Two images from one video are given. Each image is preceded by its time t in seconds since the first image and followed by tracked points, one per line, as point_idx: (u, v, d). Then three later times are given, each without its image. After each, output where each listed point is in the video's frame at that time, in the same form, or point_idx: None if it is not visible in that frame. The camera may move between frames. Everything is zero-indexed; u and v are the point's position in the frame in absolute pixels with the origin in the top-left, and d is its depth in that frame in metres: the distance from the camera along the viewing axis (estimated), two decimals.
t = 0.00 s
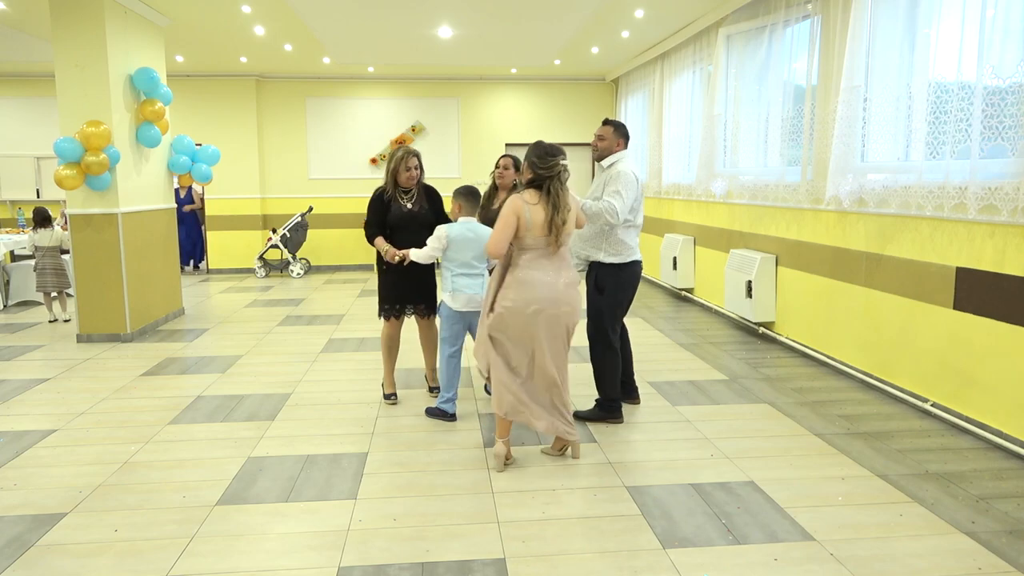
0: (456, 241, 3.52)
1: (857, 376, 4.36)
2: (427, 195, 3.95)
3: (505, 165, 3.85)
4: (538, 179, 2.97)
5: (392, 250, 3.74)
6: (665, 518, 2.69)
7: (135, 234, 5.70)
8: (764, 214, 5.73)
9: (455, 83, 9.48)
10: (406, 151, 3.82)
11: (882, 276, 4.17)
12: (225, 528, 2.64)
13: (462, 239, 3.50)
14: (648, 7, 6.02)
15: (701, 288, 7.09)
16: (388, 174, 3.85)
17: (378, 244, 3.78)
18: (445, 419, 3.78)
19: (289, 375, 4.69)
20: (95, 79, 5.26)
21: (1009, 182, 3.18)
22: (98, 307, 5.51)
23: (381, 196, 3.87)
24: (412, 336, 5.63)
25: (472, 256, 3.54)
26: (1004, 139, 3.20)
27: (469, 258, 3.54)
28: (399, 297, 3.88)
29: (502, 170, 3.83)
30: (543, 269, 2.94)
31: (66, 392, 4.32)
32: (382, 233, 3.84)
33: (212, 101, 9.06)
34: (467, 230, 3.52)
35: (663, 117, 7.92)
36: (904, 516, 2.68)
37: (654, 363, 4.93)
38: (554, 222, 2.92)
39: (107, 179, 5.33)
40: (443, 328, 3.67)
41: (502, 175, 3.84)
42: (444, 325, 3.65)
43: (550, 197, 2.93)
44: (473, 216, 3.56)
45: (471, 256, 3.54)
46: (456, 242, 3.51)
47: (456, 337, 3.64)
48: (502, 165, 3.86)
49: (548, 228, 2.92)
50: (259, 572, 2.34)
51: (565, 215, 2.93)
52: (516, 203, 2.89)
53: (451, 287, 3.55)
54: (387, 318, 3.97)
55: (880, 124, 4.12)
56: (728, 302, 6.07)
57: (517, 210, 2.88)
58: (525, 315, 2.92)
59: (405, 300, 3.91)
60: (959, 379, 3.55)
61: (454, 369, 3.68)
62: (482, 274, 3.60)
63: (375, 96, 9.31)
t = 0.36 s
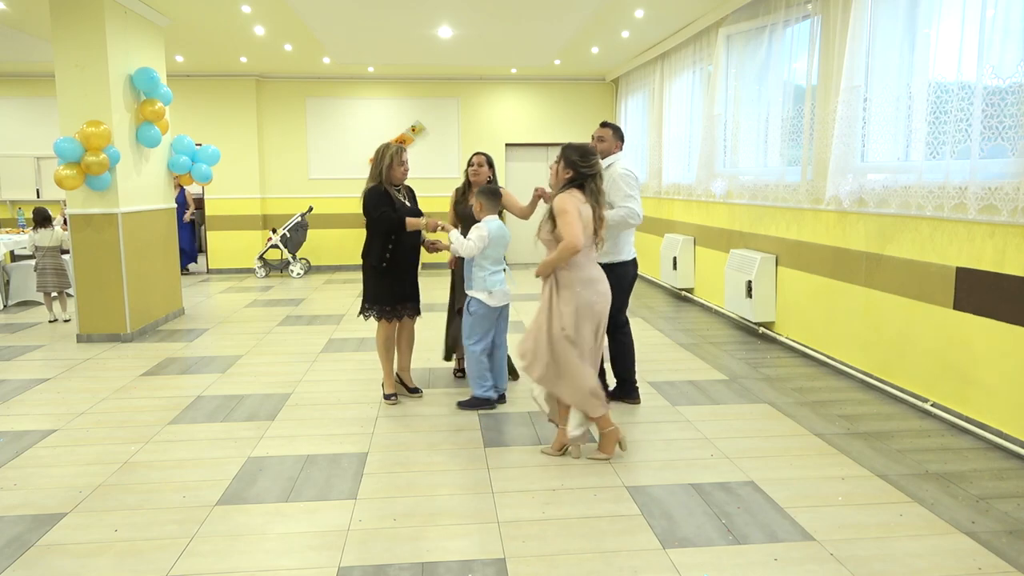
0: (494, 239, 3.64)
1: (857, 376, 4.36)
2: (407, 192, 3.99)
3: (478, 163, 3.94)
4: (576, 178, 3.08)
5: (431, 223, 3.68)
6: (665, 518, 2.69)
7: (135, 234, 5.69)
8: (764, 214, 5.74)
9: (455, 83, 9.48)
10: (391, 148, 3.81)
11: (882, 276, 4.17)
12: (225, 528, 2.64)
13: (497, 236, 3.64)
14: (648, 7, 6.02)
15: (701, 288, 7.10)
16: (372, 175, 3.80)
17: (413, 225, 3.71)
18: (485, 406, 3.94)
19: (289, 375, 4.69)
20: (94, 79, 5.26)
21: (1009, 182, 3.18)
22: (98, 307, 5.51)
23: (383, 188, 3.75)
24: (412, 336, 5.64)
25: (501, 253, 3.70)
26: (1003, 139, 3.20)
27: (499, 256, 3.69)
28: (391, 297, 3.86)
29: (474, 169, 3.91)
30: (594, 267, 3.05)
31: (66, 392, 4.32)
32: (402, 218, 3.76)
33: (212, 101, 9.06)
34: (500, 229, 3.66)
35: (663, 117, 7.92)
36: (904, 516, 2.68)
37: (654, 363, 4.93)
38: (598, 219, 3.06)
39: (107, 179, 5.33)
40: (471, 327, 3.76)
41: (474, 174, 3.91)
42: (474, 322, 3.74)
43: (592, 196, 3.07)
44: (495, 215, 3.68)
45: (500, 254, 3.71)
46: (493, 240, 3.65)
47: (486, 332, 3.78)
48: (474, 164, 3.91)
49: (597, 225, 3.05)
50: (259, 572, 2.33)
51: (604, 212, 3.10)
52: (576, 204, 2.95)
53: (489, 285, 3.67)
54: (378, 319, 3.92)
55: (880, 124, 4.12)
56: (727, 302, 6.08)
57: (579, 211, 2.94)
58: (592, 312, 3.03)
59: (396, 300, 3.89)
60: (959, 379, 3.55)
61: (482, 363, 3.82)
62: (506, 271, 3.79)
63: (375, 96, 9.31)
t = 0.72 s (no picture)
0: (495, 238, 3.67)
1: (856, 376, 4.37)
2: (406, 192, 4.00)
3: (460, 164, 4.02)
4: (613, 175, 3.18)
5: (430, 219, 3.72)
6: (665, 518, 2.69)
7: (135, 234, 5.69)
8: (764, 214, 5.73)
9: (455, 83, 9.48)
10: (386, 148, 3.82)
11: (882, 276, 4.17)
12: (225, 528, 2.64)
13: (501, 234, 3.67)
14: (648, 7, 6.02)
15: (701, 288, 7.10)
16: (371, 175, 3.81)
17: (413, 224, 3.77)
18: (485, 405, 3.94)
19: (289, 375, 4.69)
20: (94, 79, 5.25)
21: (1009, 182, 3.18)
22: (99, 307, 5.51)
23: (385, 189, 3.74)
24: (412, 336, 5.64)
25: (501, 251, 3.73)
26: (1003, 139, 3.20)
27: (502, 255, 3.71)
28: (396, 298, 3.87)
29: (457, 168, 3.99)
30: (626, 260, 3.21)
31: (66, 392, 4.31)
32: (404, 221, 3.77)
33: (212, 101, 9.06)
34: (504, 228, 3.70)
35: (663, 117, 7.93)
36: (905, 516, 2.68)
37: (654, 363, 4.92)
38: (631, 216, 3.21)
39: (107, 179, 5.33)
40: (471, 325, 3.73)
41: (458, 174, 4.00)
42: (477, 321, 3.71)
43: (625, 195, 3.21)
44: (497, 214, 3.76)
45: (501, 253, 3.72)
46: (494, 238, 3.67)
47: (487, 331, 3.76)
48: (456, 164, 4.00)
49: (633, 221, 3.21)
50: (259, 572, 2.33)
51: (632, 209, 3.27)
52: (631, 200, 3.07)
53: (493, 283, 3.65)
54: (379, 320, 3.91)
55: (880, 124, 4.12)
56: (727, 302, 6.08)
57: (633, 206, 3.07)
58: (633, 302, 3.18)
59: (402, 300, 3.90)
60: (959, 379, 3.55)
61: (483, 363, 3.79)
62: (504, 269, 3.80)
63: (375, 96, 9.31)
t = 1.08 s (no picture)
0: (471, 239, 3.61)
1: (856, 376, 4.37)
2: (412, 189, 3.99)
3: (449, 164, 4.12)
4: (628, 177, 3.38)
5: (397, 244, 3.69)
6: (665, 518, 2.69)
7: (135, 233, 5.69)
8: (764, 214, 5.74)
9: (455, 83, 9.48)
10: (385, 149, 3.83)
11: (882, 276, 4.18)
12: (225, 528, 2.64)
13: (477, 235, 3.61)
14: (648, 7, 6.02)
15: (701, 288, 7.10)
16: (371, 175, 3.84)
17: (383, 243, 3.74)
18: (462, 415, 3.80)
19: (289, 375, 4.69)
20: (94, 80, 5.26)
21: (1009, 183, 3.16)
22: (98, 307, 5.50)
23: (376, 194, 3.76)
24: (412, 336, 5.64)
25: (484, 253, 3.64)
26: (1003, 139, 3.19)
27: (481, 255, 3.63)
28: (398, 295, 3.86)
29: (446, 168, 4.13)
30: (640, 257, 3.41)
31: (66, 392, 4.31)
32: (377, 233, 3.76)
33: (212, 101, 9.06)
34: (481, 229, 3.63)
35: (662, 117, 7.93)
36: (905, 516, 2.68)
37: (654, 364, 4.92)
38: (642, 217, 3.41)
39: (107, 179, 5.33)
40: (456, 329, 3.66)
41: (449, 174, 4.09)
42: (461, 324, 3.63)
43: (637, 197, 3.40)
44: (479, 215, 3.68)
45: (482, 253, 3.64)
46: (471, 239, 3.61)
47: (474, 335, 3.65)
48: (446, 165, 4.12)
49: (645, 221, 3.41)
50: (258, 572, 2.33)
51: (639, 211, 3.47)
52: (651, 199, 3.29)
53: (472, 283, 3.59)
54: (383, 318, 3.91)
55: (880, 124, 4.12)
56: (727, 302, 6.09)
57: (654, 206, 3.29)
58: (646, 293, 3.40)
59: (404, 297, 3.89)
60: (959, 379, 3.55)
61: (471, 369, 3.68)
62: (491, 272, 3.69)
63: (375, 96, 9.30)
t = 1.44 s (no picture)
0: (461, 241, 3.61)
1: (856, 376, 4.37)
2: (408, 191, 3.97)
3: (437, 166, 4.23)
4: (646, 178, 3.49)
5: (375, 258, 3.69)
6: (665, 518, 2.69)
7: (136, 233, 5.70)
8: (765, 214, 5.73)
9: (455, 83, 9.48)
10: (383, 149, 3.80)
11: (882, 276, 4.17)
12: (225, 529, 2.64)
13: (467, 237, 3.62)
14: (648, 7, 6.02)
15: (702, 288, 7.09)
16: (367, 175, 3.82)
17: (363, 250, 3.72)
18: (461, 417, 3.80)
19: (289, 375, 4.69)
20: (94, 80, 5.26)
21: (1009, 182, 3.18)
22: (99, 307, 5.51)
23: (367, 194, 3.77)
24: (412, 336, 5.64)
25: (474, 254, 3.64)
26: (1004, 139, 3.20)
27: (471, 257, 3.63)
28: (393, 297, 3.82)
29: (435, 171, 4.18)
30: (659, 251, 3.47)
31: (67, 392, 4.32)
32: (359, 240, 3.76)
33: (213, 101, 9.06)
34: (471, 230, 3.63)
35: (663, 117, 7.93)
36: (905, 516, 2.68)
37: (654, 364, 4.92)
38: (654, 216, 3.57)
39: (108, 179, 5.33)
40: (448, 332, 3.63)
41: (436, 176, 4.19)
42: (454, 326, 3.61)
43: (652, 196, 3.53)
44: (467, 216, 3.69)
45: (471, 255, 3.63)
46: (460, 240, 3.61)
47: (466, 336, 3.64)
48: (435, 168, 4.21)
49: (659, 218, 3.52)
50: (258, 572, 2.33)
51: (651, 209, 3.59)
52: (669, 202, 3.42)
53: (462, 284, 3.59)
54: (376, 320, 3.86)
55: (881, 124, 4.12)
56: (728, 302, 6.09)
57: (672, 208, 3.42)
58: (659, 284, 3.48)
59: (398, 299, 3.86)
60: (959, 379, 3.55)
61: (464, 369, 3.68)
62: (482, 273, 3.69)
63: (375, 96, 9.31)
